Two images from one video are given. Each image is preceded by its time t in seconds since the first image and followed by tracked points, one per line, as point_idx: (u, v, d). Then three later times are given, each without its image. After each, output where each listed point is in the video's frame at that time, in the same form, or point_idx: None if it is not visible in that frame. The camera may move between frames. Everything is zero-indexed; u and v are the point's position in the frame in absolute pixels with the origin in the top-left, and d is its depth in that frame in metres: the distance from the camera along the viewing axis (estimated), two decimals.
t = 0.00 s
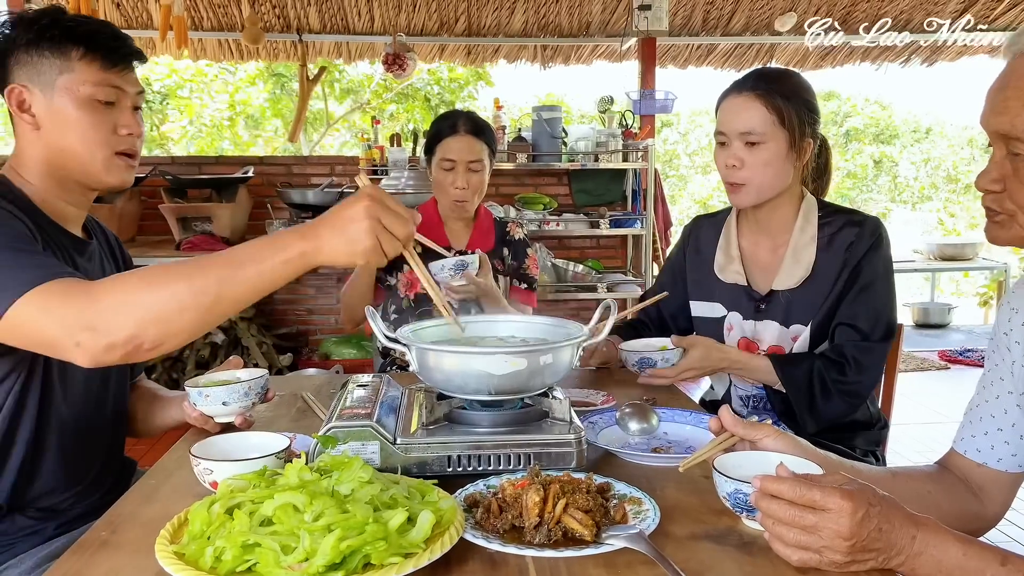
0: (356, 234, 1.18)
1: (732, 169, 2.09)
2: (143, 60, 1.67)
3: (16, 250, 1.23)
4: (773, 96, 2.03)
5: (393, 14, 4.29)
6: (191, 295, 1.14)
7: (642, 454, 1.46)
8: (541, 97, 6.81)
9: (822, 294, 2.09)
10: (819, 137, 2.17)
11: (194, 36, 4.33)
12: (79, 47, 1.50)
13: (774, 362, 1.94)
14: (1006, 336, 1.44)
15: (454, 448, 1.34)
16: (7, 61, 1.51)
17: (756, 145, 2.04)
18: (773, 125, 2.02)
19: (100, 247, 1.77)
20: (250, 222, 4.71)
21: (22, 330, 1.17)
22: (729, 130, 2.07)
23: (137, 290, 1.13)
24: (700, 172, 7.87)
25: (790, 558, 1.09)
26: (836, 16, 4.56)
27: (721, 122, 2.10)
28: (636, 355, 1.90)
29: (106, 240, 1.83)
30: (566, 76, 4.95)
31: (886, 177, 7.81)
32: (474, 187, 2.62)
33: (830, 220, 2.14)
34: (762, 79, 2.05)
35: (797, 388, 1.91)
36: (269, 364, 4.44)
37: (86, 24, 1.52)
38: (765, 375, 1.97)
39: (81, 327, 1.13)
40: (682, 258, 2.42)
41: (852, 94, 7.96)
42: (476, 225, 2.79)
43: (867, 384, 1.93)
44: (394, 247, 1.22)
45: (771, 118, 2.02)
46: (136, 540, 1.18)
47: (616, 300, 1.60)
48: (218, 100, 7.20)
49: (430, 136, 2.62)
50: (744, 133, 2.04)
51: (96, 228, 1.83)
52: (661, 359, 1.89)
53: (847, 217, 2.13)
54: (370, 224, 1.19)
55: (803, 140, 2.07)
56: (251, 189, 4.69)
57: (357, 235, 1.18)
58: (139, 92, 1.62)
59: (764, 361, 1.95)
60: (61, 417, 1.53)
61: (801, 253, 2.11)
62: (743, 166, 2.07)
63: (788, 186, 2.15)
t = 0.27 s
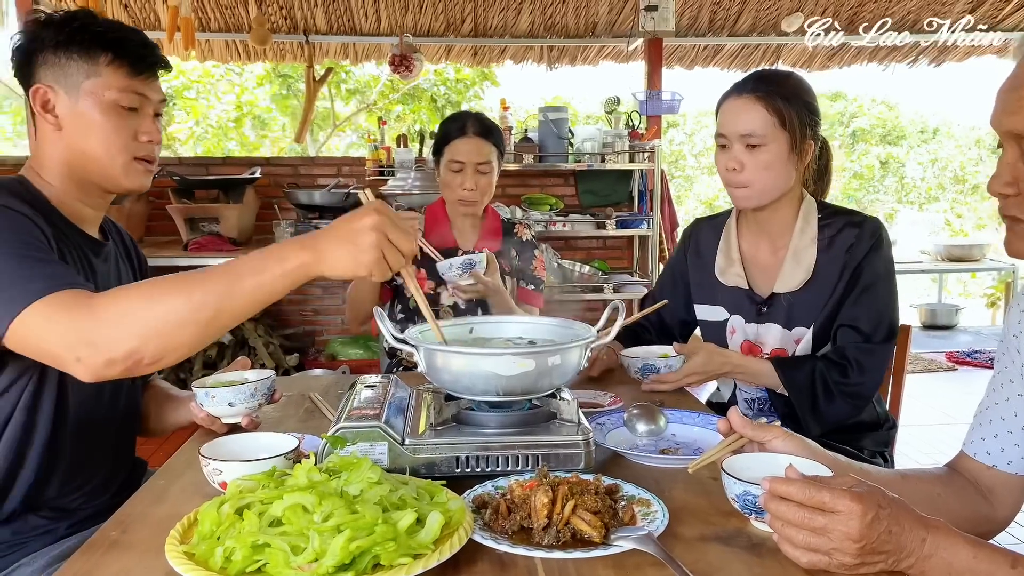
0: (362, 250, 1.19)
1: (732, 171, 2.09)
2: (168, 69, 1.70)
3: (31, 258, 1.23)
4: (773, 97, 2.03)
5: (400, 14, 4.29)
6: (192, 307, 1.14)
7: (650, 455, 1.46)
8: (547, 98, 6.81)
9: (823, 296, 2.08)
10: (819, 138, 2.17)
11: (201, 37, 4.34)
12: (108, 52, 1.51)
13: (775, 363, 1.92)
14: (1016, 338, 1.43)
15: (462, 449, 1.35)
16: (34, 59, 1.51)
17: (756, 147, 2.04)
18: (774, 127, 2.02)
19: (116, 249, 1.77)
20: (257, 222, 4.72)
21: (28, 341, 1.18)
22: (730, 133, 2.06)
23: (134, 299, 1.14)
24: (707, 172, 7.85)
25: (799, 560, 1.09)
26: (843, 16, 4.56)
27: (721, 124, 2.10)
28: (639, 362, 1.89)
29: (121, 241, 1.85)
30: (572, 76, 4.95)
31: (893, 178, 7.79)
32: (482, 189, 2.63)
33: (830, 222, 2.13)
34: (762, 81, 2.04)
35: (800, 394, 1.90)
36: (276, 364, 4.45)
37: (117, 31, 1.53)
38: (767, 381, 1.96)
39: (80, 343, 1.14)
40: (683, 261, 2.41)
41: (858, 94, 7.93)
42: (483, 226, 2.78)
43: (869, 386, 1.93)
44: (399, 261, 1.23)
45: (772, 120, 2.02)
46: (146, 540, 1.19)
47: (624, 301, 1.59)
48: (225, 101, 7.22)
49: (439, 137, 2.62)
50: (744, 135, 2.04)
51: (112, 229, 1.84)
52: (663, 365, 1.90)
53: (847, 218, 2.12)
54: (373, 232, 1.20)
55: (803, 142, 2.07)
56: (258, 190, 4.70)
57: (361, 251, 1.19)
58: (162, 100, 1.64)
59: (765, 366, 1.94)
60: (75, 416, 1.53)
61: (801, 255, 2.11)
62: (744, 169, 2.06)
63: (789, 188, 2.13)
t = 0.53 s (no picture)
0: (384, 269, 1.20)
1: (740, 170, 2.09)
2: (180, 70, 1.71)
3: (40, 254, 1.24)
4: (783, 97, 2.02)
5: (407, 15, 4.30)
6: (205, 309, 1.15)
7: (660, 455, 1.46)
8: (554, 99, 6.82)
9: (828, 297, 2.08)
10: (828, 138, 2.16)
11: (209, 38, 4.36)
12: (120, 54, 1.52)
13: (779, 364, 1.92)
14: None
15: (471, 447, 1.35)
16: (46, 59, 1.52)
17: (765, 147, 2.04)
18: (783, 127, 2.02)
19: (127, 250, 1.78)
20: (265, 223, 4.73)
21: (36, 335, 1.18)
22: (738, 132, 2.06)
23: (147, 296, 1.15)
24: (713, 173, 7.85)
25: (810, 560, 1.08)
26: (850, 16, 4.55)
27: (730, 123, 2.09)
28: (643, 362, 1.87)
29: (134, 242, 1.86)
30: (579, 77, 4.95)
31: (900, 178, 7.77)
32: (491, 188, 2.63)
33: (836, 222, 2.12)
34: (771, 80, 2.04)
35: (804, 395, 1.89)
36: (284, 364, 4.46)
37: (129, 33, 1.54)
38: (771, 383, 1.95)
39: (90, 336, 1.14)
40: (689, 260, 2.41)
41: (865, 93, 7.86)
42: (492, 225, 2.79)
43: (874, 387, 1.93)
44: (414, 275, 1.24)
45: (781, 119, 2.01)
46: (158, 538, 1.19)
47: (632, 300, 1.59)
48: (232, 101, 7.24)
49: (448, 137, 2.63)
50: (753, 134, 2.03)
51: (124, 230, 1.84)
52: (670, 368, 1.87)
53: (853, 219, 2.12)
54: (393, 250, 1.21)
55: (812, 141, 2.06)
56: (266, 190, 4.71)
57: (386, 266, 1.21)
58: (172, 101, 1.65)
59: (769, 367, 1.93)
60: (83, 415, 1.53)
61: (808, 255, 2.11)
62: (752, 168, 2.06)
63: (796, 187, 2.13)
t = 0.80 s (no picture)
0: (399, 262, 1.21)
1: (752, 170, 2.08)
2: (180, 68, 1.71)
3: (49, 250, 1.25)
4: (795, 97, 2.02)
5: (414, 15, 4.30)
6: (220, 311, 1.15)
7: (669, 456, 1.45)
8: (561, 100, 6.82)
9: (839, 298, 2.08)
10: (840, 137, 2.15)
11: (217, 39, 4.38)
12: (121, 54, 1.52)
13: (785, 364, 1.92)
14: None
15: (479, 448, 1.35)
16: (47, 59, 1.53)
17: (777, 146, 2.03)
18: (796, 127, 2.01)
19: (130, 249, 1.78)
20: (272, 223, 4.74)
21: (48, 329, 1.18)
22: (750, 131, 2.06)
23: (162, 299, 1.15)
24: (720, 173, 7.83)
25: (820, 562, 1.07)
26: (858, 17, 4.54)
27: (741, 123, 2.09)
28: (650, 363, 1.86)
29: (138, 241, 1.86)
30: (586, 77, 4.95)
31: (908, 179, 7.74)
32: (499, 189, 2.63)
33: (848, 223, 2.12)
34: (783, 79, 2.03)
35: (811, 395, 1.89)
36: (291, 364, 4.47)
37: (130, 32, 1.55)
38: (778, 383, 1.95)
39: (107, 329, 1.14)
40: (699, 260, 2.41)
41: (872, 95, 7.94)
42: (499, 226, 2.79)
43: (882, 388, 1.92)
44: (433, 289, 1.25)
45: (793, 119, 2.01)
46: (168, 537, 1.19)
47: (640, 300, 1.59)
48: (240, 102, 7.27)
49: (456, 137, 2.63)
50: (765, 134, 2.03)
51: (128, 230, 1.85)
52: (678, 369, 1.87)
53: (865, 219, 2.12)
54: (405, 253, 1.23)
55: (824, 141, 2.05)
56: (274, 191, 4.72)
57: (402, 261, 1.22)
58: (172, 100, 1.65)
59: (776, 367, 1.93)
60: (91, 415, 1.54)
61: (819, 256, 2.10)
62: (765, 168, 2.05)
63: (808, 188, 2.12)
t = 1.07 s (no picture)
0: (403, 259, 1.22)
1: (765, 170, 2.08)
2: (189, 71, 1.72)
3: (51, 252, 1.26)
4: (810, 96, 2.01)
5: (422, 16, 4.32)
6: (212, 308, 1.16)
7: (676, 456, 1.45)
8: (568, 101, 6.82)
9: (851, 299, 2.07)
10: (853, 138, 2.15)
11: (226, 40, 4.40)
12: (132, 57, 1.53)
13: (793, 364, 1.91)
14: None
15: (487, 448, 1.35)
16: (58, 60, 1.53)
17: (791, 146, 2.02)
18: (810, 127, 2.01)
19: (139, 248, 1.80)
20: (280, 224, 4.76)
21: (45, 332, 1.20)
22: (764, 131, 2.05)
23: (152, 298, 1.16)
24: (728, 173, 7.82)
25: (828, 562, 1.07)
26: (866, 16, 4.52)
27: (755, 122, 2.08)
28: (655, 364, 1.87)
29: (145, 240, 1.87)
30: (593, 77, 4.95)
31: (916, 179, 7.71)
32: (506, 189, 2.64)
33: (861, 224, 2.12)
34: (797, 79, 2.03)
35: (819, 396, 1.88)
36: (299, 364, 4.49)
37: (141, 35, 1.56)
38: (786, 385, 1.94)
39: (99, 332, 1.15)
40: (709, 259, 2.41)
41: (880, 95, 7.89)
42: (505, 226, 2.80)
43: (890, 390, 1.92)
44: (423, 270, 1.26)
45: (807, 119, 2.01)
46: (178, 536, 1.20)
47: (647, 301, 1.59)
48: (248, 103, 7.31)
49: (464, 138, 2.64)
50: (779, 133, 2.02)
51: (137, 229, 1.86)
52: (686, 370, 1.86)
53: (878, 221, 2.11)
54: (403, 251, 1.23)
55: (837, 142, 2.05)
56: (281, 192, 4.74)
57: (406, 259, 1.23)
58: (180, 102, 1.66)
59: (785, 368, 1.92)
60: (96, 414, 1.55)
61: (832, 257, 2.09)
62: (778, 168, 2.05)
63: (821, 188, 2.12)
